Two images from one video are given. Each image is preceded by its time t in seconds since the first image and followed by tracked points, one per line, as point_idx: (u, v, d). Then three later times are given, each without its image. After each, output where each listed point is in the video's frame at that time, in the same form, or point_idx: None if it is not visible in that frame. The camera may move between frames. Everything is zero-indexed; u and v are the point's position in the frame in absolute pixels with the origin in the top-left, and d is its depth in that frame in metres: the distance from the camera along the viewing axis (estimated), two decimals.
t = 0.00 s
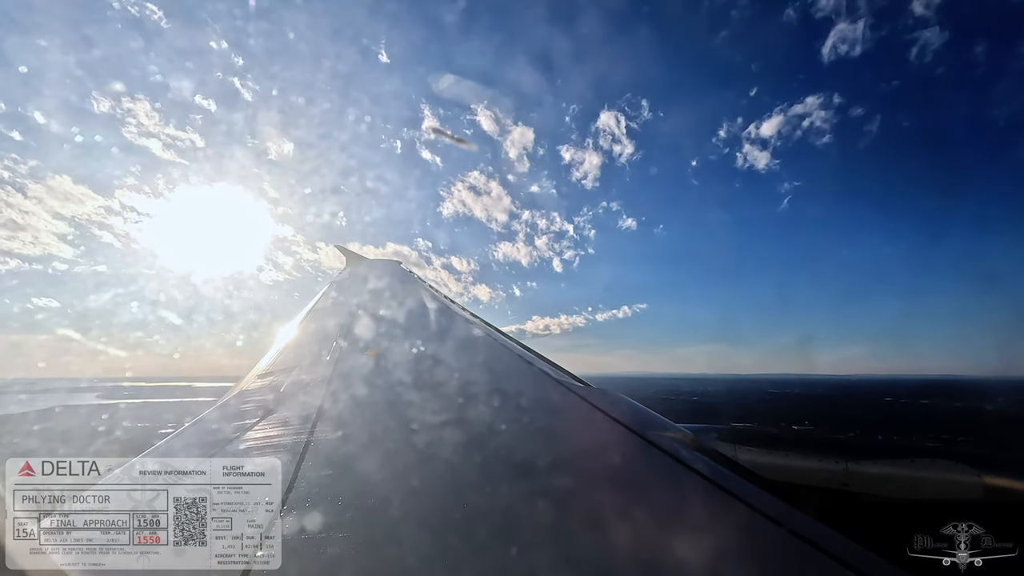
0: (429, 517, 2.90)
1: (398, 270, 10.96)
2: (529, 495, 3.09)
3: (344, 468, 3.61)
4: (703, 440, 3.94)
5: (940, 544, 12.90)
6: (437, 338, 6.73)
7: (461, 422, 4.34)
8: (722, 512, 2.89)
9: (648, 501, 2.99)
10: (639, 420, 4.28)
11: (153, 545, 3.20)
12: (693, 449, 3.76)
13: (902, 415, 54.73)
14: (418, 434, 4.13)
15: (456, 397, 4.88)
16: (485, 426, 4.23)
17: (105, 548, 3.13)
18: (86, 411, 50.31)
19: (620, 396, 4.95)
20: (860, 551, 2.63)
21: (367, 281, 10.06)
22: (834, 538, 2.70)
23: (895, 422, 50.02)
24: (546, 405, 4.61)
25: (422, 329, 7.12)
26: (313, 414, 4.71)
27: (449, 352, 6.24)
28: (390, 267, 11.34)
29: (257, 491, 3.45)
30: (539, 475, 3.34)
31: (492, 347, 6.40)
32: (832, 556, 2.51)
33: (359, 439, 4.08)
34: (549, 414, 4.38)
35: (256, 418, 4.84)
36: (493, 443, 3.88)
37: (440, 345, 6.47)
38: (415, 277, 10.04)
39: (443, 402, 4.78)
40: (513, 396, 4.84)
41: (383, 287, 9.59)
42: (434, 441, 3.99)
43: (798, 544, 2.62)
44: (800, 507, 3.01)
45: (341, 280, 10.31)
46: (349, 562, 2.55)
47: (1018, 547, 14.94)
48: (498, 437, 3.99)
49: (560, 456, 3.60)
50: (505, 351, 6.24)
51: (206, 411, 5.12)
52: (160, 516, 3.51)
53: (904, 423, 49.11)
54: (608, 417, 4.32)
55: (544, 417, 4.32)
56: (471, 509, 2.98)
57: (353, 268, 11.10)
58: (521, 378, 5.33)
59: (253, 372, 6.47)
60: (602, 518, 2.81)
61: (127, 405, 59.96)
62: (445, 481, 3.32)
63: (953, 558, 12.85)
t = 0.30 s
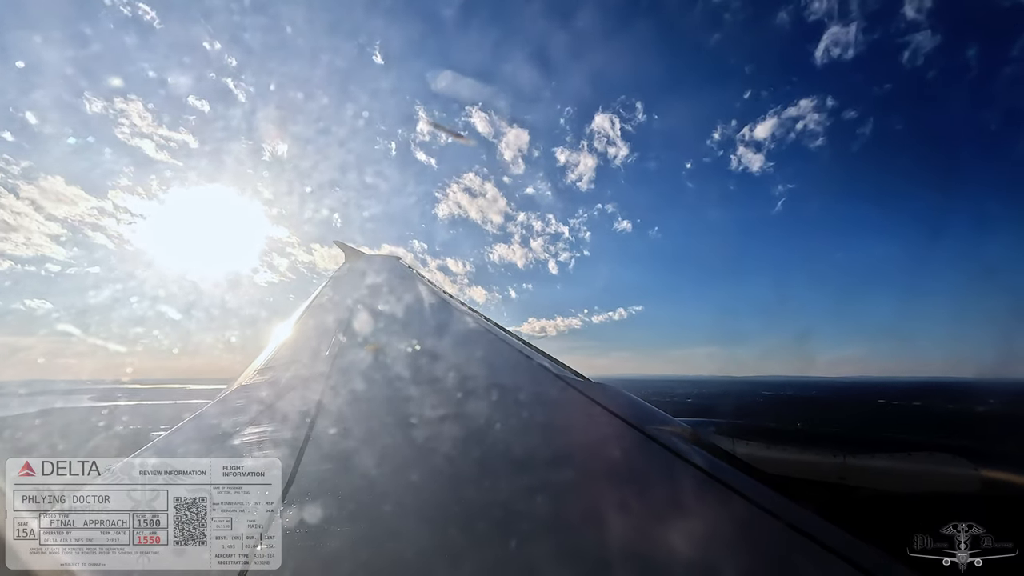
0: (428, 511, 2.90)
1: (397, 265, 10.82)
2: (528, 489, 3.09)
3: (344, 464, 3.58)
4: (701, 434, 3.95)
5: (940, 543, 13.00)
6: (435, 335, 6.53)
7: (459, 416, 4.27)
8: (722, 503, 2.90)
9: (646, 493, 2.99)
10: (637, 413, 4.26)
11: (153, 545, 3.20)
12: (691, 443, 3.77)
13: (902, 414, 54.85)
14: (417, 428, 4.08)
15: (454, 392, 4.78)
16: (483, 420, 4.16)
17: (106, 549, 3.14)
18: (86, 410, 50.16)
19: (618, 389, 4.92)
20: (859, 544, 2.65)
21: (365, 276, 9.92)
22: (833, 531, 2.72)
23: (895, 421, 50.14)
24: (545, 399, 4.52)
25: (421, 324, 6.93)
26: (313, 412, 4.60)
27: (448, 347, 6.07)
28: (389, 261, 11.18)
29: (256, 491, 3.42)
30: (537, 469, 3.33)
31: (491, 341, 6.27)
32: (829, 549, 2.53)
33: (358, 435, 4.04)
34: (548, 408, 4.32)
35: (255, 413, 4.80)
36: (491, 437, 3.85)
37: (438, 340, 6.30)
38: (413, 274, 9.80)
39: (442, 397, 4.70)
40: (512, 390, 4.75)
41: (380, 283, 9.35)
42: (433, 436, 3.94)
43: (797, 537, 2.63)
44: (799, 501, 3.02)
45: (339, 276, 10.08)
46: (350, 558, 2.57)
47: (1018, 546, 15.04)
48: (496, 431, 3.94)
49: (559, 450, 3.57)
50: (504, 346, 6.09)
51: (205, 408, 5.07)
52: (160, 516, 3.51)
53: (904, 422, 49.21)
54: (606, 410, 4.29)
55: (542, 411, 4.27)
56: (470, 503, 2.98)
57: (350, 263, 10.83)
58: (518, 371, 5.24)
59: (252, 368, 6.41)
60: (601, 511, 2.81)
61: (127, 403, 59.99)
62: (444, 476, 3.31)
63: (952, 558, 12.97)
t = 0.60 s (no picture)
0: (430, 508, 2.92)
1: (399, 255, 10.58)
2: (529, 486, 3.09)
3: (345, 463, 3.54)
4: (701, 430, 3.94)
5: (940, 544, 13.08)
6: (438, 330, 6.25)
7: (462, 413, 4.19)
8: (724, 499, 2.89)
9: (648, 489, 3.00)
10: (639, 409, 4.23)
11: (153, 545, 3.21)
12: (692, 440, 3.76)
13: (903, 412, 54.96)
14: (419, 425, 4.02)
15: (456, 388, 4.66)
16: (486, 416, 4.08)
17: (106, 549, 3.15)
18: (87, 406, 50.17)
19: (620, 385, 4.87)
20: (861, 541, 2.64)
21: (366, 267, 9.68)
22: (836, 529, 2.71)
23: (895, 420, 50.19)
24: (548, 395, 4.42)
25: (423, 320, 6.62)
26: (313, 408, 4.54)
27: (451, 343, 5.84)
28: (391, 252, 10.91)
29: (256, 491, 3.40)
30: (540, 464, 3.33)
31: (495, 336, 6.11)
32: (831, 546, 2.52)
33: (359, 431, 3.99)
34: (551, 403, 4.25)
35: (255, 408, 4.74)
36: (493, 433, 3.80)
37: (441, 336, 6.07)
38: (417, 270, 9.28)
39: (444, 393, 4.59)
40: (515, 386, 4.64)
41: (382, 279, 8.84)
42: (436, 432, 3.89)
43: (799, 534, 2.62)
44: (802, 498, 3.00)
45: (339, 271, 9.56)
46: (354, 556, 2.59)
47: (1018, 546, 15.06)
48: (499, 427, 3.89)
49: (561, 444, 3.55)
50: (507, 342, 5.91)
51: (205, 403, 5.03)
52: (161, 516, 3.52)
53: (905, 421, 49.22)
54: (608, 405, 4.25)
55: (546, 406, 4.19)
56: (472, 499, 2.99)
57: (351, 257, 10.31)
58: (522, 367, 5.11)
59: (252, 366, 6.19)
60: (603, 506, 2.82)
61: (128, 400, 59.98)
62: (446, 474, 3.29)
63: (953, 558, 13.07)
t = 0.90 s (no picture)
0: (429, 502, 2.92)
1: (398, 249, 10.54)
2: (527, 479, 3.09)
3: (344, 457, 3.53)
4: (699, 426, 3.95)
5: (940, 544, 13.12)
6: (437, 325, 6.23)
7: (460, 407, 4.19)
8: (721, 494, 2.90)
9: (645, 482, 3.00)
10: (637, 404, 4.23)
11: (153, 545, 3.22)
12: (689, 435, 3.77)
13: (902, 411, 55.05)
14: (418, 419, 4.02)
15: (455, 383, 4.65)
16: (484, 410, 4.08)
17: (107, 550, 3.19)
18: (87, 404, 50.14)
19: (619, 380, 4.86)
20: (857, 536, 2.65)
21: (365, 261, 9.65)
22: (831, 523, 2.72)
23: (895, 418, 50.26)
24: (546, 389, 4.41)
25: (422, 314, 6.60)
26: (313, 402, 4.53)
27: (450, 337, 5.83)
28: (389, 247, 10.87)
29: (257, 491, 3.36)
30: (537, 458, 3.32)
31: (493, 330, 6.10)
32: (826, 540, 2.54)
33: (358, 424, 3.99)
34: (549, 397, 4.24)
35: (255, 402, 4.73)
36: (491, 426, 3.79)
37: (440, 331, 6.05)
38: (416, 264, 9.25)
39: (442, 388, 4.58)
40: (513, 381, 4.63)
41: (380, 274, 8.79)
42: (434, 426, 3.88)
43: (794, 527, 2.64)
44: (798, 493, 3.02)
45: (337, 266, 9.52)
46: (352, 551, 2.59)
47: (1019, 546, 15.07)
48: (497, 421, 3.88)
49: (560, 438, 3.54)
50: (505, 337, 5.90)
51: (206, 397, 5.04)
52: (161, 515, 3.55)
53: (904, 419, 49.30)
54: (606, 400, 4.25)
55: (544, 400, 4.19)
56: (470, 493, 3.00)
57: (349, 252, 10.27)
58: (520, 361, 5.10)
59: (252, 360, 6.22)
60: (600, 499, 2.83)
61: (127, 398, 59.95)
62: (444, 467, 3.29)
63: (953, 558, 13.13)
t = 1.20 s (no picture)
0: (428, 494, 2.92)
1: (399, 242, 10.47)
2: (526, 470, 3.08)
3: (345, 449, 3.51)
4: (698, 421, 3.94)
5: (940, 544, 13.09)
6: (438, 318, 6.20)
7: (460, 399, 4.17)
8: (718, 484, 2.90)
9: (643, 473, 2.99)
10: (635, 399, 4.21)
11: (153, 546, 3.22)
12: (688, 430, 3.76)
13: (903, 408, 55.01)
14: (419, 410, 4.00)
15: (455, 374, 4.63)
16: (484, 402, 4.06)
17: (107, 549, 3.17)
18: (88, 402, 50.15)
19: (617, 375, 4.84)
20: (851, 528, 2.66)
21: (365, 255, 9.59)
22: (825, 514, 2.73)
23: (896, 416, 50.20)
24: (546, 382, 4.39)
25: (423, 307, 6.57)
26: (315, 393, 4.50)
27: (450, 330, 5.80)
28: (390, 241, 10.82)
29: (257, 491, 3.36)
30: (537, 449, 3.32)
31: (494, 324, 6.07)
32: (822, 532, 2.55)
33: (360, 415, 3.99)
34: (548, 390, 4.22)
35: (257, 394, 4.70)
36: (491, 418, 3.78)
37: (441, 324, 6.02)
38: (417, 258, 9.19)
39: (444, 379, 4.56)
40: (513, 373, 4.61)
41: (380, 268, 8.74)
42: (435, 418, 3.87)
43: (791, 521, 2.63)
44: (792, 485, 3.03)
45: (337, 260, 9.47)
46: (352, 542, 2.60)
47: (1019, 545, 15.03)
48: (497, 412, 3.87)
49: (559, 429, 3.53)
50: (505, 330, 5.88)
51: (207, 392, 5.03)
52: (161, 516, 3.54)
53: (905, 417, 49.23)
54: (605, 393, 4.23)
55: (544, 393, 4.17)
56: (468, 484, 2.99)
57: (350, 246, 10.22)
58: (520, 354, 5.07)
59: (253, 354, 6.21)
60: (598, 489, 2.83)
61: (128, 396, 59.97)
62: (444, 458, 3.28)
63: (953, 558, 13.12)
